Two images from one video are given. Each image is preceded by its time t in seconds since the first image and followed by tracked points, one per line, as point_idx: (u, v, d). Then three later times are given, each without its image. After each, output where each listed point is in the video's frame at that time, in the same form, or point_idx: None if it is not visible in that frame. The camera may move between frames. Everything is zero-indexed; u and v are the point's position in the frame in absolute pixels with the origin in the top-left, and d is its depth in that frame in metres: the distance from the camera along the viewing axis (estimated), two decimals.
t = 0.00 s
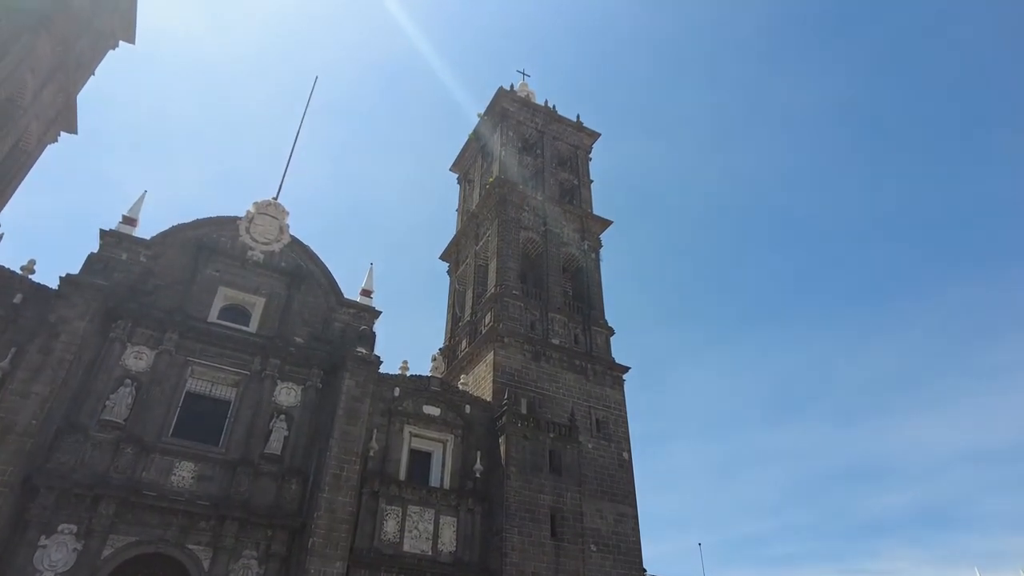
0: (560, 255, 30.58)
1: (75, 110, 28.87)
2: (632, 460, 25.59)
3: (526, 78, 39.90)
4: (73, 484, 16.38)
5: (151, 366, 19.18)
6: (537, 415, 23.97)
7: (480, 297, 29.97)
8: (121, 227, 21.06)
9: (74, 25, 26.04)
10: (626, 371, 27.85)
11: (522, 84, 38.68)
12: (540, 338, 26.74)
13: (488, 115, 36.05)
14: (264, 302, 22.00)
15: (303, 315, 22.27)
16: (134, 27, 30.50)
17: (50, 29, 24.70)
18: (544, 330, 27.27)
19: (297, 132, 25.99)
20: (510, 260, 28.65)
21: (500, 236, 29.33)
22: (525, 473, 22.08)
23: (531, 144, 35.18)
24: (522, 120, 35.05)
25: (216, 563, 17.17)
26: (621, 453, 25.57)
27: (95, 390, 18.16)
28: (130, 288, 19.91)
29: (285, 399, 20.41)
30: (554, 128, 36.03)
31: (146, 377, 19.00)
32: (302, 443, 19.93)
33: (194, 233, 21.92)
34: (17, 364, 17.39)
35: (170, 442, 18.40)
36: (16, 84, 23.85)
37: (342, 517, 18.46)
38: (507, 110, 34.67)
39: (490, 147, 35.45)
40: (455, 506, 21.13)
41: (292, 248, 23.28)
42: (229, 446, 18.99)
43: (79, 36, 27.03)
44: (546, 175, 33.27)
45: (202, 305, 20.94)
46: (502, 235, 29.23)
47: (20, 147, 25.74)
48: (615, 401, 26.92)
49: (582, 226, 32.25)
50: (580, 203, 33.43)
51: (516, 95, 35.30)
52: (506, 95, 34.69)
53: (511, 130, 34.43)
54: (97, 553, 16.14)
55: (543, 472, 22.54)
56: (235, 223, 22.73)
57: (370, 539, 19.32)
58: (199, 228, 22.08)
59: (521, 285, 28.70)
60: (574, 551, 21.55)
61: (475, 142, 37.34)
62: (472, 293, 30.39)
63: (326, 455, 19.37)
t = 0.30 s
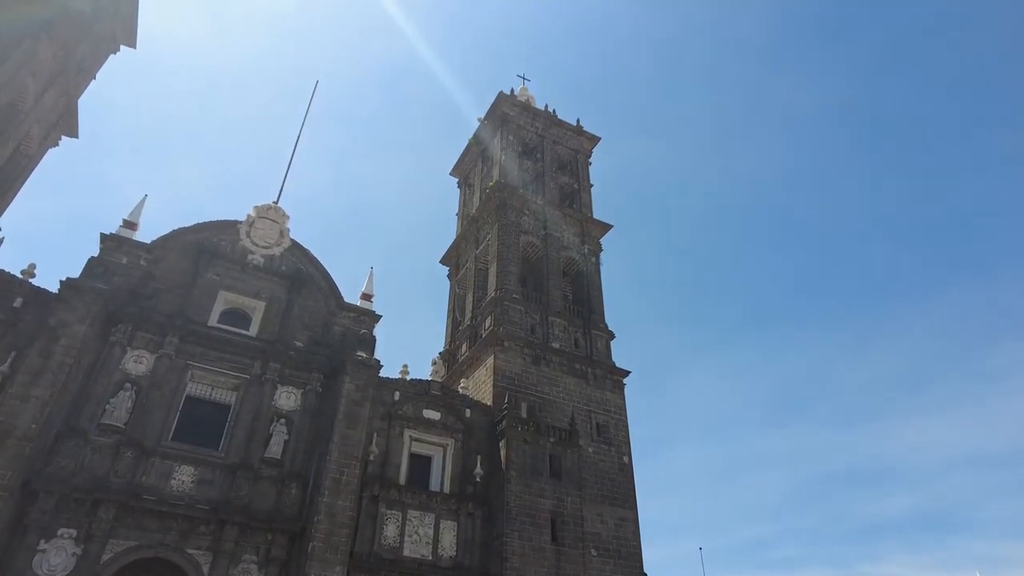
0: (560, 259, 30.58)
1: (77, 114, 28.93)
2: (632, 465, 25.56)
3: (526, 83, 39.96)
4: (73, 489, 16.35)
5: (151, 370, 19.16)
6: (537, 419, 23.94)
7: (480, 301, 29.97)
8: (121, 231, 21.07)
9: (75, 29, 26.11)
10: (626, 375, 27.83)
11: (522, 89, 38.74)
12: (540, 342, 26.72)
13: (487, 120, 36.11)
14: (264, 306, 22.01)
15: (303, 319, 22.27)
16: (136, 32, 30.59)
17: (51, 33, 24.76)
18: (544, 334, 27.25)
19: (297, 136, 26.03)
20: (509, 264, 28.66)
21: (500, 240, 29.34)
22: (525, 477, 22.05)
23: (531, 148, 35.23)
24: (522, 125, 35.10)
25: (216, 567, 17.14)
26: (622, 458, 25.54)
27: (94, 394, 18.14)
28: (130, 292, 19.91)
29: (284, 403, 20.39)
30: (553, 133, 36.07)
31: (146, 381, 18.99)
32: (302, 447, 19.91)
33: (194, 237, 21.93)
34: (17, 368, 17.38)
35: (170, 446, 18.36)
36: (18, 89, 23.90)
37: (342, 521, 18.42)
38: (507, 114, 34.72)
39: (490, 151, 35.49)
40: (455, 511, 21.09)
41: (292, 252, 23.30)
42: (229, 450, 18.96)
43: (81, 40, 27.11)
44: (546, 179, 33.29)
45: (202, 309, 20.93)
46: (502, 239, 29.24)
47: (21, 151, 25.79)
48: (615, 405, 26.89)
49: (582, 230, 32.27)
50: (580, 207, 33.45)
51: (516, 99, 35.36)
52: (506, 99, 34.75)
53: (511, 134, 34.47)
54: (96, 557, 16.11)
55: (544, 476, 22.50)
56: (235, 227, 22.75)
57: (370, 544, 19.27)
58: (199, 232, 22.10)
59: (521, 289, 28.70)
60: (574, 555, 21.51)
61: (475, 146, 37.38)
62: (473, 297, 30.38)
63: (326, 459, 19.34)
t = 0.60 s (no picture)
0: (564, 262, 30.57)
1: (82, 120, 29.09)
2: (638, 468, 25.49)
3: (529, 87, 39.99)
4: (79, 493, 16.40)
5: (157, 374, 19.22)
6: (542, 423, 23.91)
7: (484, 305, 29.97)
8: (127, 236, 21.15)
9: (81, 35, 26.28)
10: (631, 378, 27.78)
11: (525, 92, 38.77)
12: (544, 345, 26.71)
13: (491, 123, 36.17)
14: (269, 310, 22.05)
15: (307, 323, 22.30)
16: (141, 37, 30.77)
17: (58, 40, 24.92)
18: (549, 337, 27.24)
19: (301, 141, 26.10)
20: (514, 267, 28.66)
21: (504, 243, 29.34)
22: (530, 481, 22.01)
23: (534, 151, 35.26)
24: (526, 128, 35.15)
25: (221, 572, 17.15)
26: (627, 461, 25.47)
27: (100, 399, 18.22)
28: (136, 296, 19.98)
29: (290, 407, 20.41)
30: (557, 136, 36.10)
31: (151, 385, 19.04)
32: (307, 451, 19.92)
33: (199, 242, 22.01)
34: (24, 373, 17.44)
35: (175, 451, 18.40)
36: (24, 95, 24.04)
37: (347, 525, 18.41)
38: (510, 117, 34.78)
39: (494, 154, 35.54)
40: (460, 515, 21.07)
41: (296, 256, 23.35)
42: (234, 454, 18.99)
43: (87, 47, 27.28)
44: (550, 182, 33.31)
45: (207, 314, 20.98)
46: (506, 243, 29.25)
47: (27, 157, 25.94)
48: (620, 408, 26.84)
49: (586, 232, 32.26)
50: (584, 210, 33.44)
51: (519, 103, 35.41)
52: (510, 103, 34.81)
53: (515, 137, 34.51)
54: (103, 562, 16.13)
55: (549, 480, 22.46)
56: (240, 231, 22.81)
57: (376, 548, 19.26)
58: (204, 237, 22.17)
59: (525, 292, 28.69)
60: (580, 559, 21.47)
61: (479, 150, 37.44)
62: (477, 300, 30.38)
63: (331, 463, 19.35)
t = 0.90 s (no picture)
0: (578, 263, 30.52)
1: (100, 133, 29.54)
2: (657, 469, 25.36)
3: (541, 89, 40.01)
4: (104, 501, 16.62)
5: (177, 382, 19.42)
6: (560, 425, 23.86)
7: (499, 308, 30.00)
8: (145, 246, 21.42)
9: (99, 50, 26.72)
10: (649, 379, 27.65)
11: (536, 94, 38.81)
12: (560, 347, 26.68)
13: (503, 126, 36.25)
14: (286, 317, 22.21)
15: (325, 329, 22.43)
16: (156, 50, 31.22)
17: (76, 54, 25.36)
18: (565, 339, 27.20)
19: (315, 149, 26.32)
20: (528, 270, 28.68)
21: (518, 246, 29.36)
22: (549, 483, 21.97)
23: (547, 153, 35.27)
24: (538, 131, 35.18)
25: None
26: (646, 462, 25.35)
27: (122, 408, 18.45)
28: (155, 306, 20.23)
29: (308, 413, 20.53)
30: (569, 138, 36.09)
31: (172, 393, 19.24)
32: (326, 457, 20.03)
33: (217, 250, 22.24)
34: (48, 383, 17.72)
35: (197, 458, 18.57)
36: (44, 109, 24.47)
37: (367, 530, 18.47)
38: (522, 120, 34.85)
39: (506, 158, 35.61)
40: (480, 518, 21.07)
41: (313, 263, 23.51)
42: (255, 461, 19.14)
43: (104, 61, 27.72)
44: (563, 184, 33.30)
45: (225, 322, 21.19)
46: (520, 245, 29.26)
47: (48, 170, 26.40)
48: (638, 409, 26.73)
49: (600, 234, 32.20)
50: (597, 211, 33.38)
51: (531, 106, 35.46)
52: (521, 106, 34.89)
53: (527, 140, 34.56)
54: (128, 568, 16.31)
55: (568, 483, 22.41)
56: (256, 239, 23.01)
57: (396, 553, 19.31)
58: (222, 245, 22.41)
59: (541, 294, 28.67)
60: (601, 561, 21.38)
61: (491, 153, 37.52)
62: (492, 303, 30.41)
63: (350, 468, 19.44)
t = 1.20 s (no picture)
0: (606, 263, 30.40)
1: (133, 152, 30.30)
2: (694, 469, 25.10)
3: (562, 90, 40.00)
4: (149, 511, 17.02)
5: (215, 394, 19.78)
6: (594, 426, 23.76)
7: (529, 310, 30.00)
8: (180, 261, 21.90)
9: (130, 73, 27.40)
10: (682, 377, 27.40)
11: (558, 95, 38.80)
12: (591, 347, 26.59)
13: (525, 129, 36.32)
14: (319, 326, 22.50)
15: (357, 337, 22.67)
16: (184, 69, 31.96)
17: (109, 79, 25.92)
18: (595, 339, 27.10)
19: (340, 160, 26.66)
20: (556, 272, 28.65)
21: (544, 248, 29.35)
22: (585, 485, 21.89)
23: (570, 154, 35.24)
24: (560, 131, 35.18)
25: None
26: (683, 462, 25.11)
27: (163, 421, 18.85)
28: (191, 319, 20.66)
29: (344, 420, 20.75)
30: (592, 137, 36.01)
31: (210, 405, 19.60)
32: (363, 464, 20.22)
33: (249, 263, 22.63)
34: (92, 399, 18.19)
35: (236, 467, 18.88)
36: (79, 134, 25.18)
37: (405, 536, 18.59)
38: (544, 122, 34.91)
39: (530, 160, 35.64)
40: (517, 521, 21.06)
41: (343, 272, 23.79)
42: (293, 469, 19.39)
43: (135, 83, 28.43)
44: (587, 184, 33.23)
45: (260, 333, 21.54)
46: (547, 247, 29.26)
47: (85, 191, 27.16)
48: (672, 408, 26.50)
49: (627, 232, 32.03)
50: (624, 209, 33.21)
51: (552, 107, 35.47)
52: (543, 107, 34.94)
53: (550, 141, 34.57)
54: None
55: (604, 484, 22.30)
56: (287, 251, 23.36)
57: (435, 557, 19.41)
58: (254, 258, 22.80)
59: (569, 295, 28.62)
60: (640, 562, 21.21)
61: (514, 157, 37.60)
62: (520, 306, 30.44)
63: (387, 474, 19.60)
